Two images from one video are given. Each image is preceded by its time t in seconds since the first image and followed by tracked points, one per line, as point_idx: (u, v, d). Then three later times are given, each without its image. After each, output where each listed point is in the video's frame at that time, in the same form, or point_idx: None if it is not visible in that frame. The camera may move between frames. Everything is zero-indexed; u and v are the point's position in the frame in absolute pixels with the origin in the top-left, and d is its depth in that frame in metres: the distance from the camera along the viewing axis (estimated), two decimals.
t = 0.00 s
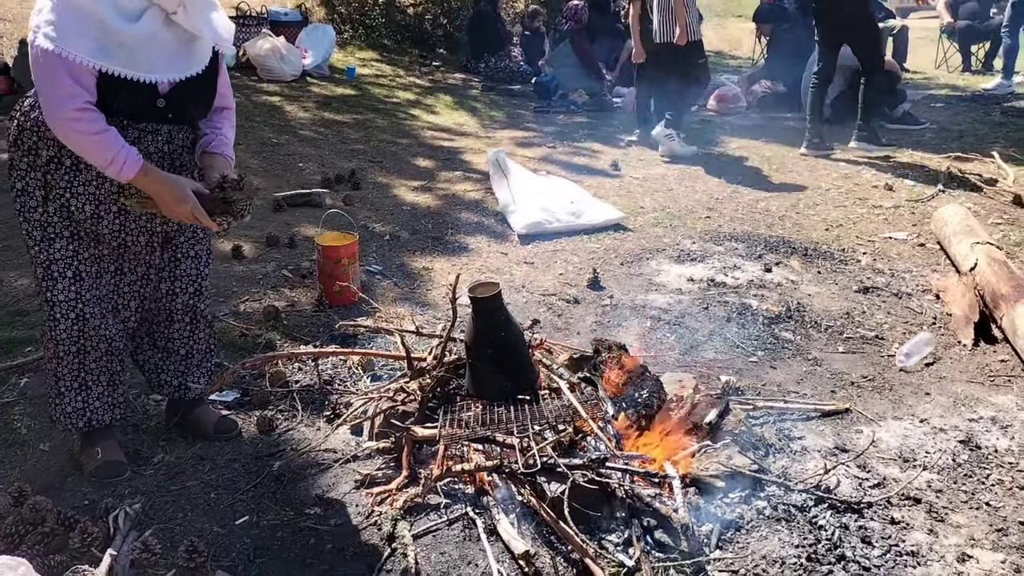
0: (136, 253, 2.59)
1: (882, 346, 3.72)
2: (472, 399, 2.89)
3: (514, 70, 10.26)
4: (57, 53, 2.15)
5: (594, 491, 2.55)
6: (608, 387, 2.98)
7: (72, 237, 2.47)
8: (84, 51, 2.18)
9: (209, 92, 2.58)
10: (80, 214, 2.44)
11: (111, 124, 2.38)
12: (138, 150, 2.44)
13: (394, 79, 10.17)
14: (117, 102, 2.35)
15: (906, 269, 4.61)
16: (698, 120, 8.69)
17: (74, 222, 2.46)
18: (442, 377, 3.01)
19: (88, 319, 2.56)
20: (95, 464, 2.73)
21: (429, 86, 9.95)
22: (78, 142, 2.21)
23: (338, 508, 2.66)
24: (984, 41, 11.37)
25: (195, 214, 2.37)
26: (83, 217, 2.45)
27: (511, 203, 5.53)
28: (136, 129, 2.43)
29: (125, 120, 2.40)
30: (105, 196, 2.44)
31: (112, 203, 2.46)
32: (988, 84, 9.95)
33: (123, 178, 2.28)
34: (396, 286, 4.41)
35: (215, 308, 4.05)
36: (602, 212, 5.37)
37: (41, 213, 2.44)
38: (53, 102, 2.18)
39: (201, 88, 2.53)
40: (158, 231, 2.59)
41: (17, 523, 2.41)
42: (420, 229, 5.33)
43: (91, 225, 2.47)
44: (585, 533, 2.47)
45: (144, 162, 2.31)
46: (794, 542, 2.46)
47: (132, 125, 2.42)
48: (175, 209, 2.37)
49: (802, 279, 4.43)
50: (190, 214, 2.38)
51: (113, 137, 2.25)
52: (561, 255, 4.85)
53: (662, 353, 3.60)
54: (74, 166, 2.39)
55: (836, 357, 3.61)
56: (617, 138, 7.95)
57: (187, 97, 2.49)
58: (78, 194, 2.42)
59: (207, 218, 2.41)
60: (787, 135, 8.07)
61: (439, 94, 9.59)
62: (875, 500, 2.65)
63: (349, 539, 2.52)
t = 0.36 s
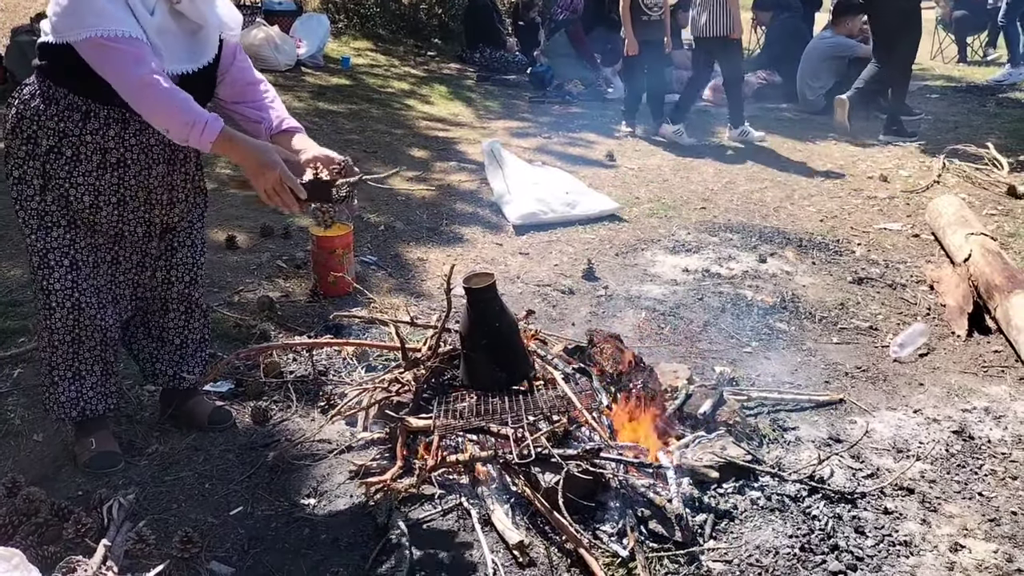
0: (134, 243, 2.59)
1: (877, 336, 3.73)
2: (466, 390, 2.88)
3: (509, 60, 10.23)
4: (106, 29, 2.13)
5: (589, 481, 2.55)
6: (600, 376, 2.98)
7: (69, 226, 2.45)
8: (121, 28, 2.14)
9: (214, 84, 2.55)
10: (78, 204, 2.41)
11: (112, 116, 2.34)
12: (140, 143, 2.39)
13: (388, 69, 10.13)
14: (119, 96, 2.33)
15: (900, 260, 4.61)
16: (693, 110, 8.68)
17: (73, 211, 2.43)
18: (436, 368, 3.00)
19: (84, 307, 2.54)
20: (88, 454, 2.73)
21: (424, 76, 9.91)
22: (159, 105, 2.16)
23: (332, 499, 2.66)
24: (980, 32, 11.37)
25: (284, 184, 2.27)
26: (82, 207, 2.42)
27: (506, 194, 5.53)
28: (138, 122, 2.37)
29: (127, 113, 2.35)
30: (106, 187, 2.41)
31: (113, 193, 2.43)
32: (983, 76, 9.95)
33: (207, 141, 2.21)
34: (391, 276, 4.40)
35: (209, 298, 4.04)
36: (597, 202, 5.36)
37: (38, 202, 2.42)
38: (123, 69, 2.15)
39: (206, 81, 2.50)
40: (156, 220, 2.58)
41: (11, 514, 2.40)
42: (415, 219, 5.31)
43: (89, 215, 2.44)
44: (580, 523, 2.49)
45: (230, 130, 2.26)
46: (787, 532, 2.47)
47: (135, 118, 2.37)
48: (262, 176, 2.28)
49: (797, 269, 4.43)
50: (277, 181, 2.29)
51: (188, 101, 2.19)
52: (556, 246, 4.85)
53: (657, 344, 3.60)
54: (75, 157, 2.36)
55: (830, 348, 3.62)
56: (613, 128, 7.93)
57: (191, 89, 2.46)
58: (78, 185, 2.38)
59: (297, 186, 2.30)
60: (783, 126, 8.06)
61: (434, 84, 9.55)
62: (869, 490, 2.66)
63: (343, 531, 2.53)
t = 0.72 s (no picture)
0: (131, 232, 2.55)
1: (871, 326, 3.73)
2: (460, 380, 2.90)
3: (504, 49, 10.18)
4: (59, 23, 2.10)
5: (583, 471, 2.55)
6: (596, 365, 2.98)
7: (65, 216, 2.44)
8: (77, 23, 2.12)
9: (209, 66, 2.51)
10: (74, 191, 2.40)
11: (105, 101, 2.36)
12: (135, 128, 2.42)
13: (383, 57, 10.07)
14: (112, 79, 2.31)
15: (894, 250, 4.61)
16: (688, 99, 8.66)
17: (68, 200, 2.42)
18: (430, 357, 3.00)
19: (79, 298, 2.53)
20: (81, 445, 2.72)
21: (418, 65, 9.86)
22: (70, 115, 2.15)
23: (327, 489, 2.66)
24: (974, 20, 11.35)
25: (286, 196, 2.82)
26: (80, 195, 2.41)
27: (500, 183, 5.52)
28: (132, 105, 2.40)
29: (121, 97, 2.38)
30: (101, 173, 2.39)
31: (109, 179, 2.41)
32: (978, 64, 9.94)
33: (110, 160, 2.22)
34: (385, 266, 4.38)
35: (202, 288, 4.02)
36: (592, 191, 5.35)
37: (35, 191, 2.40)
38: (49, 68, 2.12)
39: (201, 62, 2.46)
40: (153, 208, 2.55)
41: (4, 504, 2.39)
42: (410, 208, 5.29)
43: (85, 204, 2.43)
44: (574, 512, 2.49)
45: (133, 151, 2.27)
46: (781, 521, 2.47)
47: (128, 103, 2.39)
48: (152, 203, 2.31)
49: (792, 259, 4.43)
50: (165, 210, 2.34)
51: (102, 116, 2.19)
52: (551, 235, 4.83)
53: (651, 333, 3.59)
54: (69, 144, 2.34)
55: (824, 337, 3.62)
56: (608, 117, 7.91)
57: (186, 71, 2.43)
58: (75, 171, 2.37)
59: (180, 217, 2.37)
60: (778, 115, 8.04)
61: (428, 73, 9.50)
62: (863, 479, 2.66)
63: (337, 520, 2.52)
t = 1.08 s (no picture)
0: (126, 221, 2.55)
1: (866, 315, 3.73)
2: (454, 369, 2.89)
3: (498, 38, 10.13)
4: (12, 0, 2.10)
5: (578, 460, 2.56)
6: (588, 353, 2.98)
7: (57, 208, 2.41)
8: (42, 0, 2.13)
9: (191, 45, 2.51)
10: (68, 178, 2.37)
11: (94, 84, 2.33)
12: (127, 112, 2.39)
13: (376, 47, 10.01)
14: (99, 61, 2.30)
15: (889, 238, 4.61)
16: (683, 88, 8.63)
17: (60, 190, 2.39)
18: (424, 348, 2.99)
19: (70, 291, 2.50)
20: (74, 438, 2.70)
21: (411, 54, 9.80)
22: None
23: (321, 480, 2.65)
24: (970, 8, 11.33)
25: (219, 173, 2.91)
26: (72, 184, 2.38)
27: (495, 172, 5.50)
28: (122, 88, 2.38)
29: (111, 80, 2.35)
30: (95, 160, 2.38)
31: (102, 164, 2.40)
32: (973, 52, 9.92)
33: (8, 136, 2.18)
34: (378, 256, 4.36)
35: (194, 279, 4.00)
36: (587, 180, 5.33)
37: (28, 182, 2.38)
38: None
39: (183, 40, 2.47)
40: (147, 196, 2.54)
41: None
42: (404, 198, 5.27)
43: (78, 191, 2.40)
44: (568, 502, 2.49)
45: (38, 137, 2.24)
46: (775, 510, 2.47)
47: (119, 86, 2.37)
48: (40, 193, 2.26)
49: (787, 248, 4.42)
50: (54, 202, 2.29)
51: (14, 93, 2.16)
52: (545, 225, 4.82)
53: (645, 323, 3.58)
54: (61, 129, 2.33)
55: (819, 326, 3.62)
56: (603, 106, 7.88)
57: (171, 50, 2.43)
58: (67, 158, 2.35)
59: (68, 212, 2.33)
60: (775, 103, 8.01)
61: (422, 61, 9.45)
62: (857, 468, 2.66)
63: (332, 511, 2.51)
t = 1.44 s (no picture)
0: (120, 208, 2.56)
1: (861, 304, 3.74)
2: (449, 361, 2.90)
3: (493, 29, 10.10)
4: None
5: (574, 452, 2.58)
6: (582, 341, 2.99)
7: (52, 200, 2.39)
8: None
9: (180, 27, 2.51)
10: (62, 166, 2.37)
11: (80, 66, 2.32)
12: (114, 93, 2.38)
13: (371, 38, 9.97)
14: (79, 38, 2.29)
15: (884, 228, 4.61)
16: (678, 78, 8.61)
17: (55, 181, 2.38)
18: (420, 340, 3.00)
19: (65, 283, 2.49)
20: (70, 431, 2.70)
21: (406, 45, 9.76)
22: None
23: (317, 472, 2.65)
24: None
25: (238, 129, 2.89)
26: (66, 171, 2.37)
27: (490, 164, 5.48)
28: (109, 69, 2.36)
29: (97, 60, 2.34)
30: (86, 143, 2.37)
31: (94, 149, 2.39)
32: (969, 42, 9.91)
33: None
34: (374, 248, 4.36)
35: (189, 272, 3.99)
36: (582, 171, 5.32)
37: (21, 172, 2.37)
38: None
39: (170, 19, 2.46)
40: (140, 180, 2.55)
41: None
42: (399, 190, 5.26)
43: (73, 179, 2.40)
44: (565, 494, 2.49)
45: None
46: (770, 500, 2.48)
47: (105, 66, 2.35)
48: None
49: (782, 238, 4.42)
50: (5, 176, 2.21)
51: None
52: (541, 216, 4.81)
53: (641, 314, 3.58)
54: (51, 115, 2.32)
55: (815, 316, 3.62)
56: (599, 97, 7.86)
57: (156, 28, 2.42)
58: (59, 144, 2.34)
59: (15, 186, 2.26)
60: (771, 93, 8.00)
61: (417, 52, 9.41)
62: (852, 457, 2.67)
63: (328, 503, 2.51)
